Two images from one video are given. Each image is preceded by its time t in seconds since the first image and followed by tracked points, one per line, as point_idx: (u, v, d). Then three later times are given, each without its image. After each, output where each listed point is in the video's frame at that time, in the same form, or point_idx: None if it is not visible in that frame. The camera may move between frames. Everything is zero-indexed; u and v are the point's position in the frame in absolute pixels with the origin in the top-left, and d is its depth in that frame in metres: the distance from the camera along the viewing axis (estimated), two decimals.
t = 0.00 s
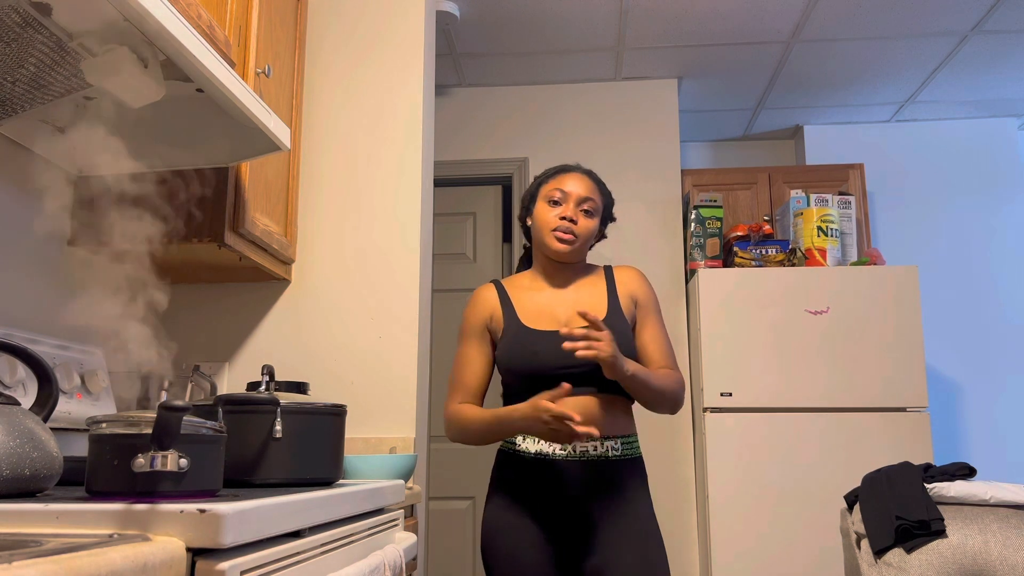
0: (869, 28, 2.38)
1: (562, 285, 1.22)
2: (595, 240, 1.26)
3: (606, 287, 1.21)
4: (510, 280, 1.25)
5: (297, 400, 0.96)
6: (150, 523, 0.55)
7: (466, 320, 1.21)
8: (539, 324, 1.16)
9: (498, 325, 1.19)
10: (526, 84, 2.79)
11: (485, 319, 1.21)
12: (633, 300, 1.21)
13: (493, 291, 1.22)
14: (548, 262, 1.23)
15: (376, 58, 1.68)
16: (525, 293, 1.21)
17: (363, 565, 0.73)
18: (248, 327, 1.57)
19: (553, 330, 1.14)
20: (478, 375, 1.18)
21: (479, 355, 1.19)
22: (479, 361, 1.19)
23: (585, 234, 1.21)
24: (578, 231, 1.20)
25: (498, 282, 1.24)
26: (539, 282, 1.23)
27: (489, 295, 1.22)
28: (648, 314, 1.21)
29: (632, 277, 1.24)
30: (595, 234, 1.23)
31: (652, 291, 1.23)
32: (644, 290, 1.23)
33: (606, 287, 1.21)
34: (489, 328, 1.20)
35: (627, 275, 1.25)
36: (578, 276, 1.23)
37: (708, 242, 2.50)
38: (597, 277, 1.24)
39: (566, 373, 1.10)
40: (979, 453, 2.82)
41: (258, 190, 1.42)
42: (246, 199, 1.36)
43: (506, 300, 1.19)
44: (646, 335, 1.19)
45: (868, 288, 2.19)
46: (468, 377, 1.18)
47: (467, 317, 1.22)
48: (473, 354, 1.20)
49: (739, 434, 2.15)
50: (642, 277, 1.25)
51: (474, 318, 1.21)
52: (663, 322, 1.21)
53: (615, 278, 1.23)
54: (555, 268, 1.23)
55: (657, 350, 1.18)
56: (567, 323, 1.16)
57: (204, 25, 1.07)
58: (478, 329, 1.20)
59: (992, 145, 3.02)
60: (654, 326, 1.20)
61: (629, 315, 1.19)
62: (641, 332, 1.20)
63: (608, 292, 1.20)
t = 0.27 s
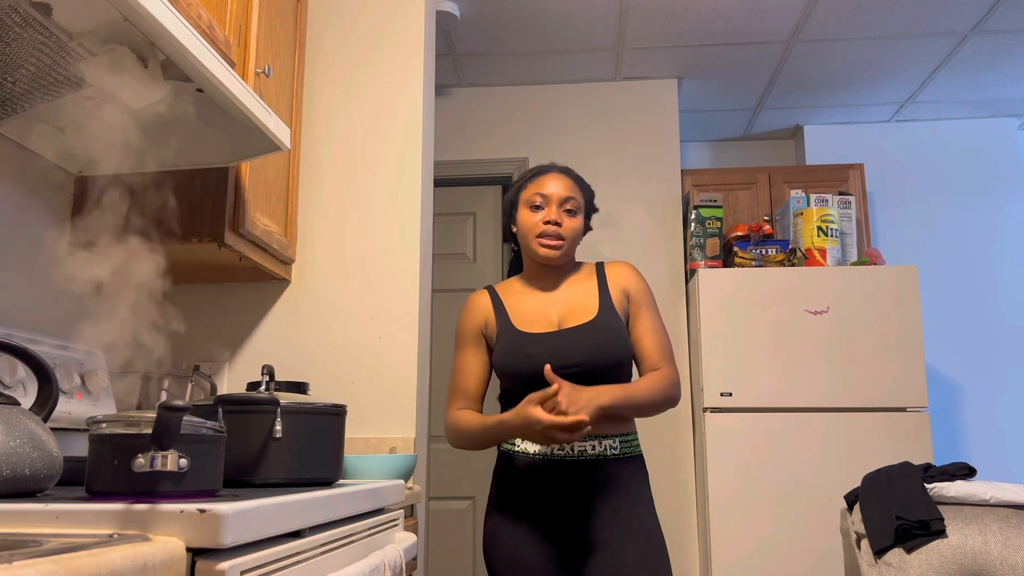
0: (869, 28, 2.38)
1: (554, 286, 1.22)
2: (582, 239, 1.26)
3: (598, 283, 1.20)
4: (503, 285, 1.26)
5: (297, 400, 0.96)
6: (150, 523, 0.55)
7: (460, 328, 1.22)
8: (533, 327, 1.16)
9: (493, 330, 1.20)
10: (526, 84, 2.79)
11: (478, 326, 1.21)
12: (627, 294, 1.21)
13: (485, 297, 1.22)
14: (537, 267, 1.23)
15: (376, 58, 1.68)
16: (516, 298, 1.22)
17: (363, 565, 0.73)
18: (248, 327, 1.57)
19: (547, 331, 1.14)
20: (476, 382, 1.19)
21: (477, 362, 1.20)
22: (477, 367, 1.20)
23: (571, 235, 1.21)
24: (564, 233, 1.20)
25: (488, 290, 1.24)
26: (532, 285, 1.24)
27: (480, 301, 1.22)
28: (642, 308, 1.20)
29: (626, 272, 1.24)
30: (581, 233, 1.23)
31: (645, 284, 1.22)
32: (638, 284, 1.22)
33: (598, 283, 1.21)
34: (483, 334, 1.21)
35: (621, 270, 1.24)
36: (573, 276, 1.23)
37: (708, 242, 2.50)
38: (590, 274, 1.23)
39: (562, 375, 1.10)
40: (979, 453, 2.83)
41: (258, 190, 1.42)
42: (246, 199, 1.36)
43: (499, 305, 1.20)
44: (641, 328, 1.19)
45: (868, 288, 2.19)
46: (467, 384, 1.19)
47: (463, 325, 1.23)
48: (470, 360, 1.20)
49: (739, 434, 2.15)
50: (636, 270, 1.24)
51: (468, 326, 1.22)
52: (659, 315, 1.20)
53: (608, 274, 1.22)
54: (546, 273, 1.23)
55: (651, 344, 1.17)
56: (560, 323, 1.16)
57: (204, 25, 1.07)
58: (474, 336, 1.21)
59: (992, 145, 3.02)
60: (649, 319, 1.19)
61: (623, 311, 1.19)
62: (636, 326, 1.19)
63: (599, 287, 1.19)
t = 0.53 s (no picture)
0: (869, 28, 2.38)
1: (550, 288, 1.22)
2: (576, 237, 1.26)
3: (594, 283, 1.20)
4: (499, 288, 1.26)
5: (297, 400, 0.96)
6: (150, 523, 0.55)
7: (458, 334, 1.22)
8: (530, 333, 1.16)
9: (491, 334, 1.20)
10: (526, 84, 2.79)
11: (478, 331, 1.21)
12: (623, 292, 1.21)
13: (482, 302, 1.22)
14: (534, 268, 1.23)
15: (376, 58, 1.68)
16: (513, 302, 1.21)
17: (363, 566, 0.73)
18: (248, 326, 1.57)
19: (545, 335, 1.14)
20: (477, 387, 1.19)
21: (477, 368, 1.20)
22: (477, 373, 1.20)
23: (567, 233, 1.21)
24: (560, 233, 1.21)
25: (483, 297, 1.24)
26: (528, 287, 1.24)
27: (477, 307, 1.22)
28: (638, 306, 1.20)
29: (622, 271, 1.23)
30: (576, 231, 1.24)
31: (642, 283, 1.22)
32: (634, 282, 1.22)
33: (593, 283, 1.20)
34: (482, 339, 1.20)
35: (617, 269, 1.24)
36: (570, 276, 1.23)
37: (708, 242, 2.50)
38: (586, 274, 1.23)
39: (559, 377, 1.10)
40: (979, 453, 2.83)
41: (258, 190, 1.42)
42: (246, 199, 1.36)
43: (494, 310, 1.20)
44: (637, 327, 1.19)
45: (868, 288, 2.19)
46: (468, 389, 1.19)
47: (460, 331, 1.23)
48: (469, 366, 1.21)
49: (739, 434, 2.15)
50: (632, 269, 1.24)
51: (465, 331, 1.22)
52: (656, 313, 1.20)
53: (603, 273, 1.22)
54: (545, 273, 1.23)
55: (648, 343, 1.17)
56: (556, 326, 1.16)
57: (204, 25, 1.07)
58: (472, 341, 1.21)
59: (992, 145, 3.02)
60: (646, 318, 1.19)
61: (619, 309, 1.19)
62: (633, 324, 1.19)
63: (595, 288, 1.19)
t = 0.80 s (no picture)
0: (870, 28, 2.38)
1: (557, 285, 1.22)
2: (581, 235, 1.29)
3: (599, 286, 1.21)
4: (501, 283, 1.25)
5: (297, 400, 0.96)
6: (150, 523, 0.55)
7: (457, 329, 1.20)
8: (537, 335, 1.15)
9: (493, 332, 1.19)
10: (526, 84, 2.79)
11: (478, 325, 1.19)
12: (625, 295, 1.22)
13: (485, 296, 1.21)
14: (546, 255, 1.23)
15: (376, 58, 1.68)
16: (518, 299, 1.20)
17: (363, 566, 0.73)
18: (249, 326, 1.57)
19: (551, 339, 1.14)
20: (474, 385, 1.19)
21: (475, 365, 1.19)
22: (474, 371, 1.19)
23: (579, 222, 1.24)
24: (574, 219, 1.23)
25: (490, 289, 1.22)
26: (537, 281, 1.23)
27: (481, 301, 1.20)
28: (640, 310, 1.21)
29: (625, 274, 1.24)
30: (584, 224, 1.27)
31: (645, 288, 1.23)
32: (636, 286, 1.23)
33: (598, 285, 1.21)
34: (483, 335, 1.19)
35: (620, 271, 1.24)
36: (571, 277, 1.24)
37: (708, 242, 2.50)
38: (590, 276, 1.24)
39: (559, 380, 1.10)
40: (979, 453, 2.83)
41: (258, 190, 1.41)
42: (246, 199, 1.36)
43: (499, 306, 1.18)
44: (637, 330, 1.19)
45: (868, 288, 2.19)
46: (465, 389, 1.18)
47: (460, 326, 1.21)
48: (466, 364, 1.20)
49: (739, 434, 2.15)
50: (634, 272, 1.25)
51: (465, 327, 1.20)
52: (655, 317, 1.22)
53: (607, 275, 1.23)
54: (556, 263, 1.23)
55: (647, 346, 1.18)
56: (562, 329, 1.16)
57: (204, 25, 1.07)
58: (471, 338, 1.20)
59: (992, 145, 3.02)
60: (646, 322, 1.20)
61: (622, 311, 1.20)
62: (633, 327, 1.20)
63: (601, 291, 1.19)
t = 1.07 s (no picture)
0: (870, 28, 2.38)
1: (563, 280, 1.23)
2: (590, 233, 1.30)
3: (604, 283, 1.20)
4: (506, 277, 1.25)
5: (297, 400, 0.96)
6: (150, 523, 0.55)
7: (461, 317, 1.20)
8: (539, 326, 1.16)
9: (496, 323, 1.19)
10: (526, 84, 2.79)
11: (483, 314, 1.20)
12: (632, 294, 1.21)
13: (490, 289, 1.21)
14: (556, 251, 1.23)
15: (376, 58, 1.68)
16: (523, 293, 1.21)
17: (363, 566, 0.73)
18: (249, 326, 1.57)
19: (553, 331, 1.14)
20: (475, 376, 1.19)
21: (476, 357, 1.19)
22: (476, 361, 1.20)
23: (589, 219, 1.25)
24: (585, 215, 1.24)
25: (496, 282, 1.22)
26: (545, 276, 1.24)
27: (486, 294, 1.21)
28: (647, 310, 1.20)
29: (632, 272, 1.24)
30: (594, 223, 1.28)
31: (651, 287, 1.22)
32: (644, 285, 1.22)
33: (604, 282, 1.21)
34: (486, 327, 1.19)
35: (628, 270, 1.24)
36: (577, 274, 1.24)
37: (708, 242, 2.50)
38: (596, 274, 1.23)
39: (559, 376, 1.10)
40: (979, 453, 2.83)
41: (258, 190, 1.42)
42: (246, 199, 1.36)
43: (501, 298, 1.18)
44: (644, 328, 1.19)
45: (868, 288, 2.19)
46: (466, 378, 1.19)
47: (463, 314, 1.21)
48: (468, 352, 1.20)
49: (739, 433, 2.15)
50: (642, 271, 1.25)
51: (469, 315, 1.20)
52: (662, 317, 1.21)
53: (614, 273, 1.22)
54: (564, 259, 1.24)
55: (654, 346, 1.18)
56: (565, 322, 1.16)
57: (204, 25, 1.07)
58: (474, 328, 1.20)
59: (992, 145, 3.02)
60: (653, 322, 1.20)
61: (628, 310, 1.19)
62: (640, 325, 1.20)
63: (606, 288, 1.19)
